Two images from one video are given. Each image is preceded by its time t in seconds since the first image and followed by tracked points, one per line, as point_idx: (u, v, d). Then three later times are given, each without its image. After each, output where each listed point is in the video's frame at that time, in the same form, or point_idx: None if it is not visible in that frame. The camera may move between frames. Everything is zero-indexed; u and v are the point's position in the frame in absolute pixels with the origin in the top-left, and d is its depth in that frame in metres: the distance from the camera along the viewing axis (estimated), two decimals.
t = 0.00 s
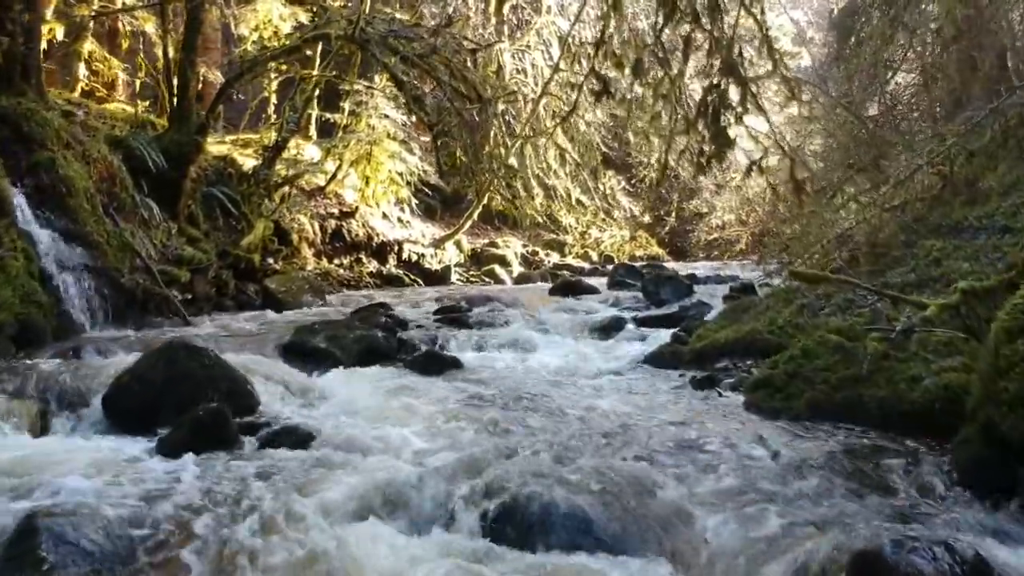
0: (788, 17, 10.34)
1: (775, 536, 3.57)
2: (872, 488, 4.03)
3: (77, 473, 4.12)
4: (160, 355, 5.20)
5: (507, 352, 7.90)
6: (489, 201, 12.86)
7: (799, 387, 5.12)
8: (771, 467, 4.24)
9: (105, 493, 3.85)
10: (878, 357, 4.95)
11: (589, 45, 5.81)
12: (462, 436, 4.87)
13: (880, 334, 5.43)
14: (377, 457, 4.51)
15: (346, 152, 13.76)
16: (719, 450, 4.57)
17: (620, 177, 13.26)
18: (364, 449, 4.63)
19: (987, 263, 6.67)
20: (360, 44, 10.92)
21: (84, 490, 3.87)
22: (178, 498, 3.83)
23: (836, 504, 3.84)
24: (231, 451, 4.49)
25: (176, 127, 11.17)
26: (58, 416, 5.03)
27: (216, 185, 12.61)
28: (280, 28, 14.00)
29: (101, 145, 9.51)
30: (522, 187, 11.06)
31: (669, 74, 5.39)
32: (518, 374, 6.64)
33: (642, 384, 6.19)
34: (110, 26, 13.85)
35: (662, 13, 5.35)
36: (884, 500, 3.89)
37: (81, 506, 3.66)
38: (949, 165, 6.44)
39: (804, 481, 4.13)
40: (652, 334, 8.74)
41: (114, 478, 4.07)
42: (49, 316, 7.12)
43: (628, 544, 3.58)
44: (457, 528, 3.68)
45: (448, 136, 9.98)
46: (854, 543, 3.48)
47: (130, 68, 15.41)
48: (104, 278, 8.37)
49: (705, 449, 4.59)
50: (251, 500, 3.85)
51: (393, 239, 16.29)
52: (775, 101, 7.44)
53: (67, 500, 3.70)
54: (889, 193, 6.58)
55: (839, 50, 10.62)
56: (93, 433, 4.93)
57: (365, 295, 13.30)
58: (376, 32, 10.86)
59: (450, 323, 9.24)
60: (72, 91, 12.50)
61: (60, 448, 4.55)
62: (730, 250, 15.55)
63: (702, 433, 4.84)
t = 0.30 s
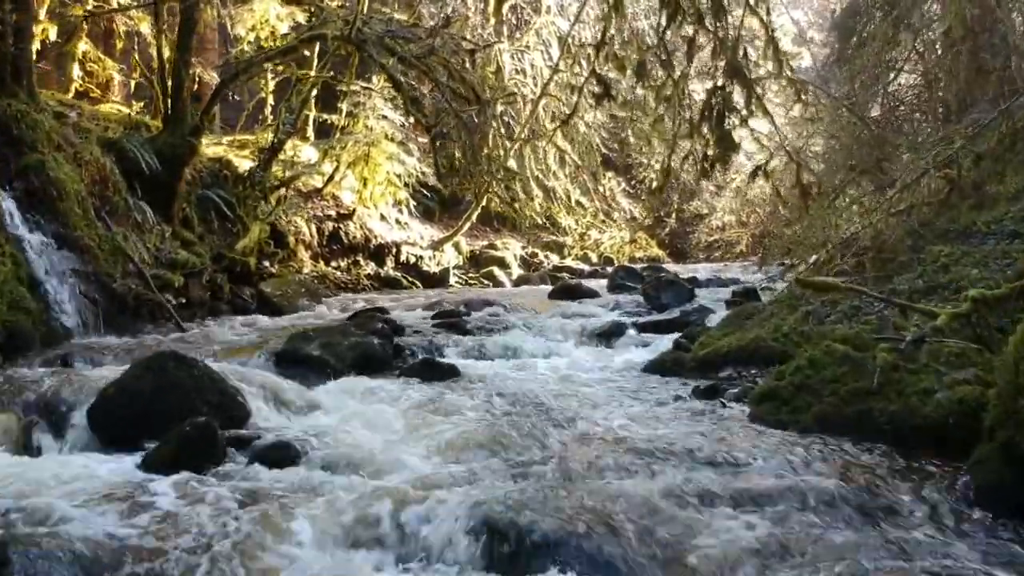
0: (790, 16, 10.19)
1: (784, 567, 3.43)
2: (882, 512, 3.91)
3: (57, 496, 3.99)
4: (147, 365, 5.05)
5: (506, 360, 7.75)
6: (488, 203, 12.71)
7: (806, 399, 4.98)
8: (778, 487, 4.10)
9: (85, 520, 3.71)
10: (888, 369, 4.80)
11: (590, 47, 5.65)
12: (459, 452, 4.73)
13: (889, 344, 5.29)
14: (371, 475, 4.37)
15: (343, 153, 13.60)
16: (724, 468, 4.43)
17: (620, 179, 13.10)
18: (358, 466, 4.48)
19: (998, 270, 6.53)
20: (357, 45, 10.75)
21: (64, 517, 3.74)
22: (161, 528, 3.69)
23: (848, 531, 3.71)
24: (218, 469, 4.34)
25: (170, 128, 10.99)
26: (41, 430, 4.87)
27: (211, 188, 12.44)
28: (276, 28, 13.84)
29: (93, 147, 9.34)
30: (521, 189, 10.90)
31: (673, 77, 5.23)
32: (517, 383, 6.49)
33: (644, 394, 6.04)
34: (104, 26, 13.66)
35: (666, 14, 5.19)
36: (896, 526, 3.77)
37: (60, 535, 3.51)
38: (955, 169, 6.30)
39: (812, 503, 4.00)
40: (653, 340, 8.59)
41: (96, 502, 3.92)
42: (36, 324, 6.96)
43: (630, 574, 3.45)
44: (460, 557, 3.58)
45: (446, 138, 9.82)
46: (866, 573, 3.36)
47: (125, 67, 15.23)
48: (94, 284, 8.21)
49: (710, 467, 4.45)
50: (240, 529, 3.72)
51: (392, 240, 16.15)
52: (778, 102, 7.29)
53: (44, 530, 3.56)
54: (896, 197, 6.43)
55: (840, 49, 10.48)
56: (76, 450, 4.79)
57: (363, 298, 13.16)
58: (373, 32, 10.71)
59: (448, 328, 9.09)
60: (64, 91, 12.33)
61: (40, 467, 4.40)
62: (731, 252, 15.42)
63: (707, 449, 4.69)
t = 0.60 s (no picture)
0: (792, 15, 10.04)
1: None
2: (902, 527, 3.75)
3: (33, 519, 3.81)
4: (135, 375, 4.88)
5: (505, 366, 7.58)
6: (487, 204, 12.55)
7: (817, 411, 4.81)
8: (790, 504, 3.93)
9: (65, 545, 3.54)
10: (902, 381, 4.63)
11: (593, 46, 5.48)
12: (458, 467, 4.56)
13: (902, 354, 5.13)
14: (366, 493, 4.20)
15: (341, 154, 13.45)
16: (733, 484, 4.26)
17: (620, 180, 12.94)
18: (352, 483, 4.31)
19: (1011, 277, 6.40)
20: (355, 45, 10.50)
21: (39, 542, 3.56)
22: (147, 551, 3.53)
23: (867, 550, 3.55)
24: (208, 486, 4.19)
25: (165, 130, 10.82)
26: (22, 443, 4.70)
27: (206, 189, 12.25)
28: (273, 28, 13.69)
29: (86, 148, 9.17)
30: (521, 191, 10.73)
31: (679, 78, 5.06)
32: (517, 392, 6.32)
33: (647, 404, 5.87)
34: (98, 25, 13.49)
35: (672, 12, 5.02)
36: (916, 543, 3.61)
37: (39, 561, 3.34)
38: (966, 172, 6.16)
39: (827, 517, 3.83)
40: (656, 346, 8.42)
41: (73, 526, 3.75)
42: (23, 331, 6.78)
43: None
44: None
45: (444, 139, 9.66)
46: None
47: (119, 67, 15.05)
48: (85, 288, 8.04)
49: (718, 482, 4.28)
50: (228, 550, 3.55)
51: (390, 242, 15.97)
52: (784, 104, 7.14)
53: (22, 556, 3.39)
54: (905, 201, 6.28)
55: (843, 50, 10.35)
56: (59, 462, 4.61)
57: (361, 301, 12.98)
58: (370, 31, 10.53)
59: (447, 333, 8.92)
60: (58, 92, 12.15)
61: (20, 482, 4.23)
62: (732, 254, 15.27)
63: (715, 463, 4.52)
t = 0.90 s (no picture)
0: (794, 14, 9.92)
1: None
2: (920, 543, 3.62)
3: (12, 541, 3.67)
4: (123, 386, 4.74)
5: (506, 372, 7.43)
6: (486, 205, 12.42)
7: (829, 421, 4.67)
8: (802, 520, 3.80)
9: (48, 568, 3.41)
10: (916, 391, 4.50)
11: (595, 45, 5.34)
12: (457, 480, 4.42)
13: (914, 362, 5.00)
14: (363, 510, 4.05)
15: (339, 154, 13.32)
16: (742, 499, 4.12)
17: (621, 180, 12.79)
18: (349, 498, 4.17)
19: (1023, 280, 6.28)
20: (353, 43, 10.48)
21: (22, 565, 3.42)
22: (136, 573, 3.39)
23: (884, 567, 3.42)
24: (197, 504, 4.01)
25: (160, 130, 10.66)
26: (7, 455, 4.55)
27: (203, 189, 12.02)
28: (271, 27, 13.55)
29: (79, 149, 9.02)
30: (521, 192, 10.59)
31: (686, 78, 4.91)
32: (517, 399, 6.17)
33: (652, 412, 5.72)
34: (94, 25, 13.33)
35: (678, 10, 4.86)
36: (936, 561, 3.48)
37: None
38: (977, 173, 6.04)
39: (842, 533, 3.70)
40: (658, 351, 8.27)
41: (56, 547, 3.60)
42: (12, 337, 6.64)
43: None
44: None
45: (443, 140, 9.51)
46: None
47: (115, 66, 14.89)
48: (77, 292, 7.89)
49: (727, 498, 4.13)
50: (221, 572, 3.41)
51: (389, 243, 15.82)
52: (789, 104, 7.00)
53: None
54: (914, 203, 6.16)
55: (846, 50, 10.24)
56: (43, 473, 4.47)
57: (360, 303, 12.85)
58: (368, 30, 10.36)
59: (446, 337, 8.78)
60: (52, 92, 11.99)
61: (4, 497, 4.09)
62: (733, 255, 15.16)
63: (722, 475, 4.38)
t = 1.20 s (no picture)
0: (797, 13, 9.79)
1: None
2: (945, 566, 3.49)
3: None
4: (111, 395, 4.56)
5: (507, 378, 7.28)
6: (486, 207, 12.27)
7: (842, 434, 4.53)
8: (821, 544, 3.67)
9: None
10: (933, 404, 4.39)
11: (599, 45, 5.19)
12: (459, 498, 4.28)
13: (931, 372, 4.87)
14: (363, 530, 3.91)
15: (337, 155, 13.19)
16: (754, 518, 3.98)
17: (622, 181, 12.63)
18: (347, 516, 4.03)
19: None
20: (351, 44, 10.28)
21: None
22: None
23: None
24: (189, 524, 3.87)
25: (155, 131, 10.49)
26: None
27: (199, 191, 11.89)
28: (268, 26, 13.40)
29: (72, 151, 8.86)
30: (521, 194, 10.44)
31: (694, 79, 4.76)
32: (520, 408, 6.02)
33: (658, 422, 5.57)
34: (89, 24, 13.16)
35: (685, 8, 4.72)
36: None
37: None
38: (989, 176, 5.91)
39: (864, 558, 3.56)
40: (662, 356, 8.12)
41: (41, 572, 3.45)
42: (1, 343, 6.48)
43: None
44: None
45: (443, 141, 9.35)
46: None
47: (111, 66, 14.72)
48: (69, 297, 7.73)
49: (739, 517, 3.99)
50: None
51: (388, 245, 15.67)
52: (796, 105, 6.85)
53: None
54: (925, 207, 6.02)
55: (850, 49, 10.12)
56: (28, 491, 4.30)
57: (359, 306, 12.71)
58: (367, 30, 10.19)
59: (446, 342, 8.62)
60: (46, 92, 11.82)
61: None
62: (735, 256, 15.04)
63: (733, 492, 4.24)
